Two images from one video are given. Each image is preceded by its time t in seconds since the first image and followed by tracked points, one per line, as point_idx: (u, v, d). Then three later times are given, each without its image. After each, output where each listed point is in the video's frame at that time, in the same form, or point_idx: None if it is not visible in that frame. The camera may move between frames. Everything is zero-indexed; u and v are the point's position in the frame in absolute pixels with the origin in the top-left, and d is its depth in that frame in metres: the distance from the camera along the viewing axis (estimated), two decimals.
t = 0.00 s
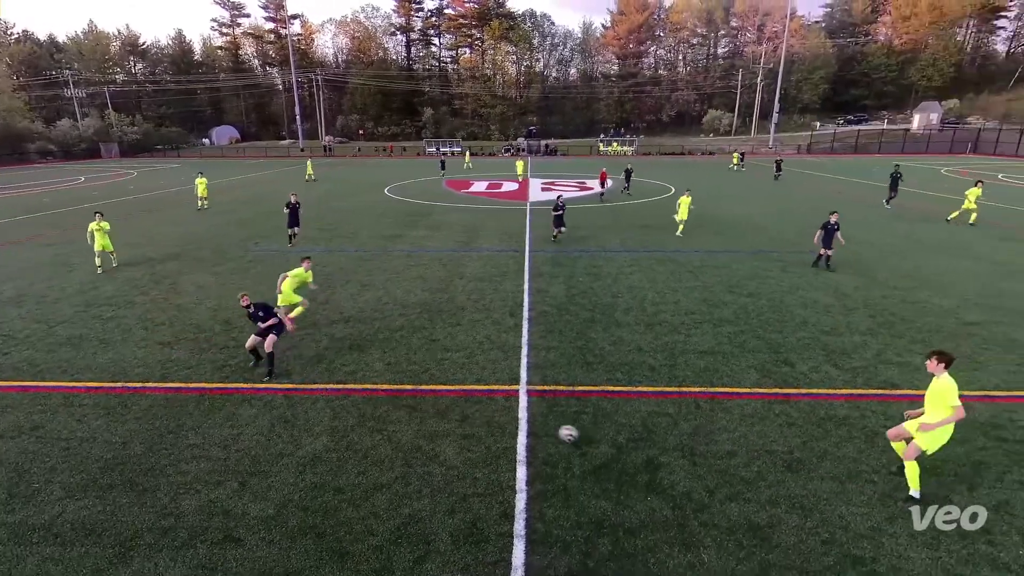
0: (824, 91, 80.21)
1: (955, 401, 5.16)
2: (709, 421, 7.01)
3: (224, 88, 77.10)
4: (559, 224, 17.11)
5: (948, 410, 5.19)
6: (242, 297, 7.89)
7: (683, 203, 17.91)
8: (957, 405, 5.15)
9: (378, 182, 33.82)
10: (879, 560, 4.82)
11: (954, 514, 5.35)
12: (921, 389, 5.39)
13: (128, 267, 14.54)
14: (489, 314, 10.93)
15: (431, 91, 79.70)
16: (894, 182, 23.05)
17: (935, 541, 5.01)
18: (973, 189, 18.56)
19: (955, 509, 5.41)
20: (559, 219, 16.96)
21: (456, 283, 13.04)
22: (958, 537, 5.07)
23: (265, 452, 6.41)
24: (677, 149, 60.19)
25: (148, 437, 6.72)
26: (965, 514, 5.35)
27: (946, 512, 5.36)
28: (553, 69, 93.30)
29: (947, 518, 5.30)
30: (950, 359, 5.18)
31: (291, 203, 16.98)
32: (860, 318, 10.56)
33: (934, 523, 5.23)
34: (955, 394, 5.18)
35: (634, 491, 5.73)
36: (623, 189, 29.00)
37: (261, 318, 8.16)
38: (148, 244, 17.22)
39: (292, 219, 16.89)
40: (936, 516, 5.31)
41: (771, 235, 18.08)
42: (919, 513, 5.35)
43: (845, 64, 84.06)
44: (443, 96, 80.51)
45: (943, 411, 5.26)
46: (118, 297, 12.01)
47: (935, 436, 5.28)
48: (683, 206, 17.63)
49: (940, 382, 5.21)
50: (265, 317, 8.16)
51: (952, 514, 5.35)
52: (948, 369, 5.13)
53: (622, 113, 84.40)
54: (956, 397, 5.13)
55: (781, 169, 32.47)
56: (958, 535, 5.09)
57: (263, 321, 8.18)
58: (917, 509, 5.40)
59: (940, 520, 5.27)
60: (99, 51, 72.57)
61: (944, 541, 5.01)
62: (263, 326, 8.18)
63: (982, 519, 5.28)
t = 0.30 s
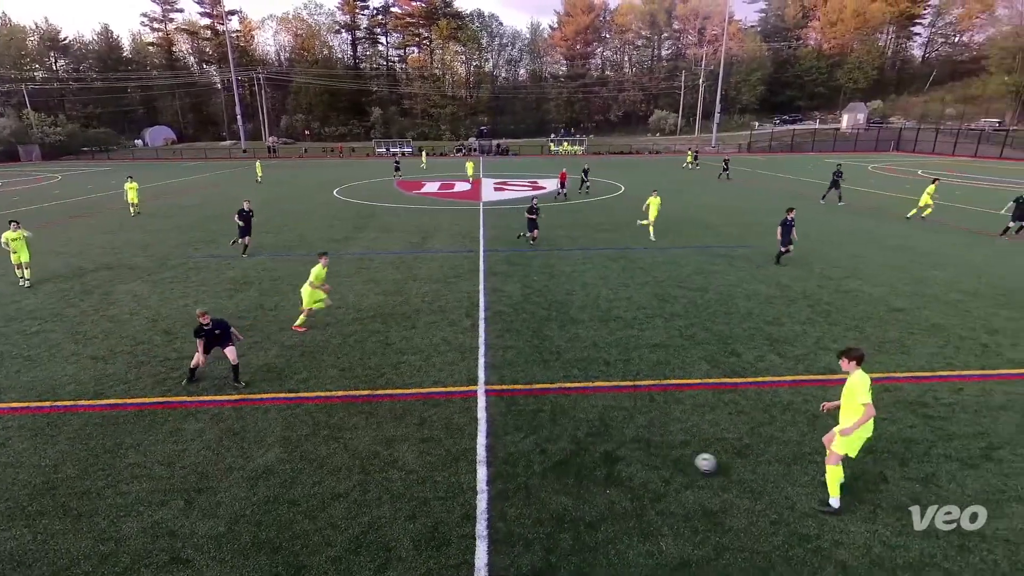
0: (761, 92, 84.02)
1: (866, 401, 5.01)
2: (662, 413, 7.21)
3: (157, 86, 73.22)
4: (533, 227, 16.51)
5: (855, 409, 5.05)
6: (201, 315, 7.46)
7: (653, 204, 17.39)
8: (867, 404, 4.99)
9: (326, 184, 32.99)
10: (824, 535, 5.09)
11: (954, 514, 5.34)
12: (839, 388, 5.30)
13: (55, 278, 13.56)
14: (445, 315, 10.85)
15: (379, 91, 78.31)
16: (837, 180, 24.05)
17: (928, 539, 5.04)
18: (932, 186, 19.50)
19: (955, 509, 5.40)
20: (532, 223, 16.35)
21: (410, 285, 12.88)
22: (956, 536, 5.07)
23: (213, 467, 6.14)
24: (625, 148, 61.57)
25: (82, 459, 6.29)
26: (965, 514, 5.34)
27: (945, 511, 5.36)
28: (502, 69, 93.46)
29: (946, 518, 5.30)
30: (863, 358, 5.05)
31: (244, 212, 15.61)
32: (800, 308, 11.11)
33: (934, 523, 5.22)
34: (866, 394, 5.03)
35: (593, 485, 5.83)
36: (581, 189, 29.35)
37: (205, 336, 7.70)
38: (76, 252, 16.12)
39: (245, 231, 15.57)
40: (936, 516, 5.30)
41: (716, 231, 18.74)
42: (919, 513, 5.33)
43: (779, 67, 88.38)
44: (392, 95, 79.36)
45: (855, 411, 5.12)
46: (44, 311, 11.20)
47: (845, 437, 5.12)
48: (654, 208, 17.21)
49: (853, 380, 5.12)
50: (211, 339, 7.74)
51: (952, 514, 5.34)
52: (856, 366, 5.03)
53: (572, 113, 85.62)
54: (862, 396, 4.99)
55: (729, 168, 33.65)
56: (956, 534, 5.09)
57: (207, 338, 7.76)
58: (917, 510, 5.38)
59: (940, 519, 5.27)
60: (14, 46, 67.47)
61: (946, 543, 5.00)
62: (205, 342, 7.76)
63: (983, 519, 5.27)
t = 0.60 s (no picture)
0: (741, 93, 85.17)
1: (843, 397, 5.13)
2: (647, 411, 7.27)
3: (133, 85, 71.83)
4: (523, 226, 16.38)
5: (828, 404, 5.17)
6: (201, 314, 7.39)
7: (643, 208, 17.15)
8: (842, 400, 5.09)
9: (308, 184, 32.65)
10: (807, 529, 5.16)
11: (953, 514, 5.33)
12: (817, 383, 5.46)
13: (28, 282, 13.23)
14: (430, 316, 10.82)
15: (361, 90, 77.61)
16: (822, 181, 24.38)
17: (927, 539, 5.04)
18: (920, 185, 19.67)
19: (955, 510, 5.38)
20: (524, 222, 16.25)
21: (395, 286, 12.81)
22: (955, 535, 5.08)
23: (194, 473, 6.03)
24: (608, 148, 61.91)
25: (58, 467, 6.14)
26: (965, 514, 5.33)
27: (946, 512, 5.34)
28: (484, 69, 93.25)
29: (946, 517, 5.28)
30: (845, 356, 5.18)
31: (228, 213, 15.36)
32: (781, 305, 11.28)
33: (935, 523, 5.21)
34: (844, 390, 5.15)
35: (580, 483, 5.85)
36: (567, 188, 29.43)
37: (200, 336, 7.58)
38: (50, 256, 15.72)
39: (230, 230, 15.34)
40: (937, 516, 5.29)
41: (698, 230, 18.94)
42: (920, 514, 5.31)
43: (758, 67, 89.65)
44: (374, 95, 78.82)
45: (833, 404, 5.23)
46: (17, 316, 10.92)
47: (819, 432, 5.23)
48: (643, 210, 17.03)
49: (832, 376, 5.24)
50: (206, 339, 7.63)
51: (952, 514, 5.32)
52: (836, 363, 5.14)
53: (555, 113, 85.89)
54: (837, 392, 5.08)
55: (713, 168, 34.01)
56: (955, 534, 5.09)
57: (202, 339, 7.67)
58: (917, 510, 5.37)
59: (940, 519, 5.26)
60: None
61: (947, 543, 4.99)
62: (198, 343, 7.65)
63: (982, 519, 5.27)
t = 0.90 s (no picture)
0: (741, 93, 85.15)
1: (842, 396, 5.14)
2: (647, 411, 7.26)
3: (133, 86, 71.81)
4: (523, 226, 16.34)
5: (828, 404, 5.17)
6: (201, 314, 7.39)
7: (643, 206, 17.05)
8: (841, 400, 5.10)
9: (308, 184, 32.63)
10: (807, 528, 5.17)
11: (953, 514, 5.33)
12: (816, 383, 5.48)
13: (29, 282, 13.24)
14: (430, 316, 10.81)
15: (361, 90, 77.56)
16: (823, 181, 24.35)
17: (927, 539, 5.04)
18: (920, 185, 19.64)
19: (955, 510, 5.38)
20: (524, 222, 16.24)
21: (395, 286, 12.81)
22: (956, 535, 5.07)
23: (194, 473, 6.03)
24: (608, 148, 61.90)
25: (58, 467, 6.14)
26: (965, 514, 5.33)
27: (946, 512, 5.34)
28: (485, 69, 92.89)
29: (946, 517, 5.28)
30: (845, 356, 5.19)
31: (228, 212, 15.33)
32: (780, 305, 11.28)
33: (936, 524, 5.20)
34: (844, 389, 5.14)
35: (580, 483, 5.85)
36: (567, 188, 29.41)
37: (200, 336, 7.58)
38: (51, 256, 15.73)
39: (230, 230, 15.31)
40: (938, 516, 5.29)
41: (698, 230, 18.93)
42: (920, 514, 5.31)
43: (758, 67, 89.53)
44: (374, 95, 78.76)
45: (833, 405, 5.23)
46: (17, 316, 10.92)
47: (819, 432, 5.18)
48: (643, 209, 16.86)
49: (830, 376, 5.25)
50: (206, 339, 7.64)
51: (952, 514, 5.32)
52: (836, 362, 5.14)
53: (555, 113, 85.79)
54: (837, 393, 5.08)
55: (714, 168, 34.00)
56: (956, 533, 5.09)
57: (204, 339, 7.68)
58: (918, 509, 5.38)
59: (941, 519, 5.25)
60: None
61: (948, 542, 5.00)
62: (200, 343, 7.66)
63: (982, 519, 5.27)
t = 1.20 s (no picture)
0: (695, 93, 87.42)
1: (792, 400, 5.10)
2: (613, 407, 7.37)
3: (72, 84, 68.09)
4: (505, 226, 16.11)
5: (775, 404, 5.22)
6: (199, 317, 7.18)
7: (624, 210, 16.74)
8: (786, 402, 5.11)
9: (264, 186, 31.72)
10: (766, 514, 5.35)
11: (954, 514, 5.32)
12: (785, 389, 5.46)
13: None
14: (394, 319, 10.68)
15: (318, 90, 75.81)
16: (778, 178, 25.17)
17: (928, 540, 5.02)
18: (883, 183, 20.45)
19: (956, 510, 5.38)
20: (506, 223, 16.02)
21: (357, 289, 12.60)
22: (958, 536, 5.06)
23: (148, 489, 5.77)
24: (569, 147, 62.52)
25: None
26: (965, 513, 5.33)
27: (945, 511, 5.34)
28: (444, 69, 91.54)
29: (945, 517, 5.28)
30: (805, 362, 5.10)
31: (190, 217, 14.34)
32: (737, 299, 11.65)
33: (935, 523, 5.20)
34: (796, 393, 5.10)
35: (549, 481, 5.89)
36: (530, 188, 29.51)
37: (190, 340, 7.31)
38: None
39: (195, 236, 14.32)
40: (937, 515, 5.28)
41: (657, 228, 19.33)
42: (919, 513, 5.31)
43: (712, 68, 91.49)
44: (331, 95, 77.04)
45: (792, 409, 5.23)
46: None
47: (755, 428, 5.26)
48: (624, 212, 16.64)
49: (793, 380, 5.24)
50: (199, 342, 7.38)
51: (952, 514, 5.31)
52: (791, 365, 5.13)
53: (516, 113, 85.79)
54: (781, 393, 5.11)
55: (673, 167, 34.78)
56: (956, 534, 5.08)
57: (195, 344, 7.42)
58: (917, 509, 5.37)
59: (940, 519, 5.25)
60: None
61: (947, 543, 4.99)
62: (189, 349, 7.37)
63: (983, 519, 5.26)
